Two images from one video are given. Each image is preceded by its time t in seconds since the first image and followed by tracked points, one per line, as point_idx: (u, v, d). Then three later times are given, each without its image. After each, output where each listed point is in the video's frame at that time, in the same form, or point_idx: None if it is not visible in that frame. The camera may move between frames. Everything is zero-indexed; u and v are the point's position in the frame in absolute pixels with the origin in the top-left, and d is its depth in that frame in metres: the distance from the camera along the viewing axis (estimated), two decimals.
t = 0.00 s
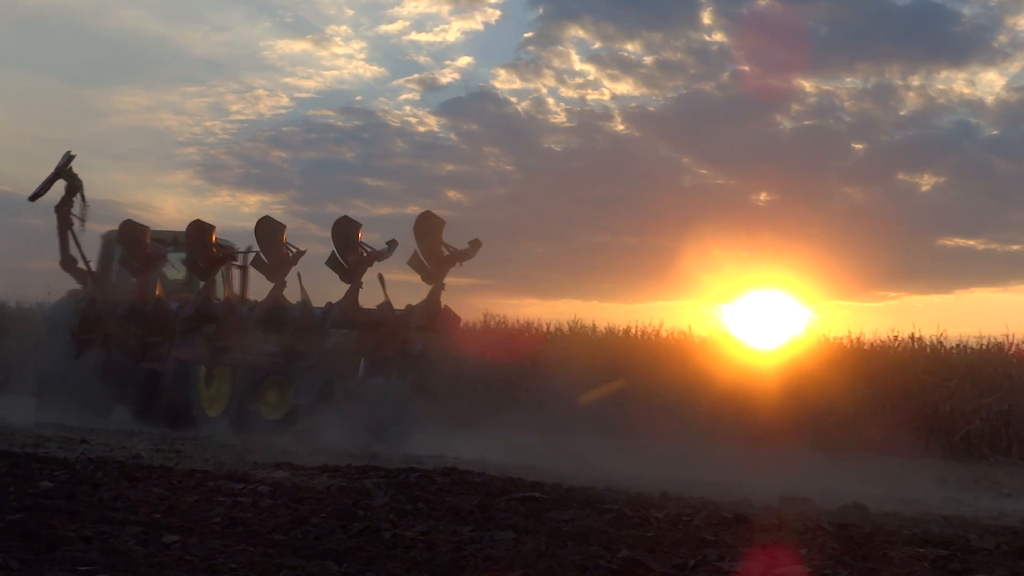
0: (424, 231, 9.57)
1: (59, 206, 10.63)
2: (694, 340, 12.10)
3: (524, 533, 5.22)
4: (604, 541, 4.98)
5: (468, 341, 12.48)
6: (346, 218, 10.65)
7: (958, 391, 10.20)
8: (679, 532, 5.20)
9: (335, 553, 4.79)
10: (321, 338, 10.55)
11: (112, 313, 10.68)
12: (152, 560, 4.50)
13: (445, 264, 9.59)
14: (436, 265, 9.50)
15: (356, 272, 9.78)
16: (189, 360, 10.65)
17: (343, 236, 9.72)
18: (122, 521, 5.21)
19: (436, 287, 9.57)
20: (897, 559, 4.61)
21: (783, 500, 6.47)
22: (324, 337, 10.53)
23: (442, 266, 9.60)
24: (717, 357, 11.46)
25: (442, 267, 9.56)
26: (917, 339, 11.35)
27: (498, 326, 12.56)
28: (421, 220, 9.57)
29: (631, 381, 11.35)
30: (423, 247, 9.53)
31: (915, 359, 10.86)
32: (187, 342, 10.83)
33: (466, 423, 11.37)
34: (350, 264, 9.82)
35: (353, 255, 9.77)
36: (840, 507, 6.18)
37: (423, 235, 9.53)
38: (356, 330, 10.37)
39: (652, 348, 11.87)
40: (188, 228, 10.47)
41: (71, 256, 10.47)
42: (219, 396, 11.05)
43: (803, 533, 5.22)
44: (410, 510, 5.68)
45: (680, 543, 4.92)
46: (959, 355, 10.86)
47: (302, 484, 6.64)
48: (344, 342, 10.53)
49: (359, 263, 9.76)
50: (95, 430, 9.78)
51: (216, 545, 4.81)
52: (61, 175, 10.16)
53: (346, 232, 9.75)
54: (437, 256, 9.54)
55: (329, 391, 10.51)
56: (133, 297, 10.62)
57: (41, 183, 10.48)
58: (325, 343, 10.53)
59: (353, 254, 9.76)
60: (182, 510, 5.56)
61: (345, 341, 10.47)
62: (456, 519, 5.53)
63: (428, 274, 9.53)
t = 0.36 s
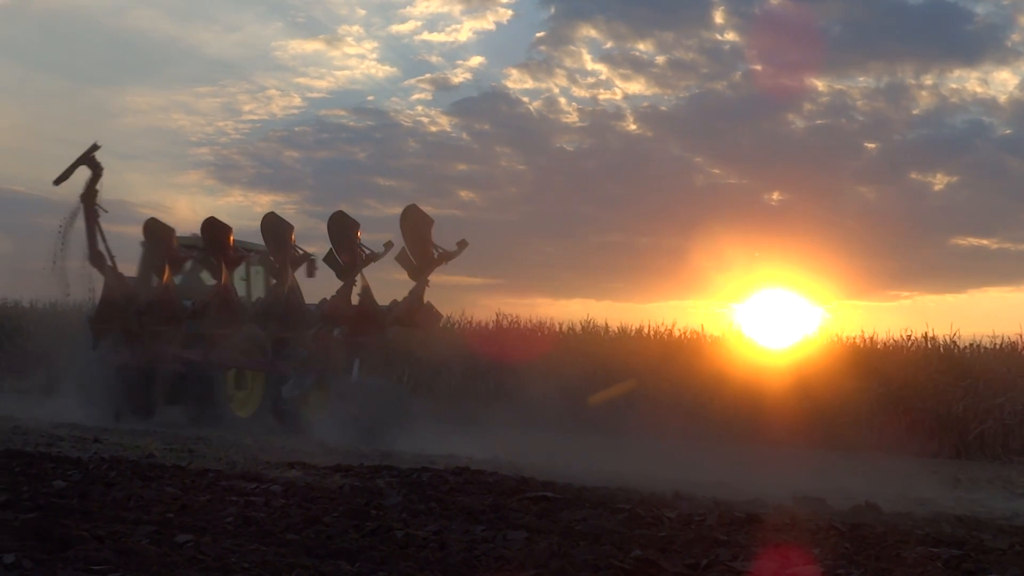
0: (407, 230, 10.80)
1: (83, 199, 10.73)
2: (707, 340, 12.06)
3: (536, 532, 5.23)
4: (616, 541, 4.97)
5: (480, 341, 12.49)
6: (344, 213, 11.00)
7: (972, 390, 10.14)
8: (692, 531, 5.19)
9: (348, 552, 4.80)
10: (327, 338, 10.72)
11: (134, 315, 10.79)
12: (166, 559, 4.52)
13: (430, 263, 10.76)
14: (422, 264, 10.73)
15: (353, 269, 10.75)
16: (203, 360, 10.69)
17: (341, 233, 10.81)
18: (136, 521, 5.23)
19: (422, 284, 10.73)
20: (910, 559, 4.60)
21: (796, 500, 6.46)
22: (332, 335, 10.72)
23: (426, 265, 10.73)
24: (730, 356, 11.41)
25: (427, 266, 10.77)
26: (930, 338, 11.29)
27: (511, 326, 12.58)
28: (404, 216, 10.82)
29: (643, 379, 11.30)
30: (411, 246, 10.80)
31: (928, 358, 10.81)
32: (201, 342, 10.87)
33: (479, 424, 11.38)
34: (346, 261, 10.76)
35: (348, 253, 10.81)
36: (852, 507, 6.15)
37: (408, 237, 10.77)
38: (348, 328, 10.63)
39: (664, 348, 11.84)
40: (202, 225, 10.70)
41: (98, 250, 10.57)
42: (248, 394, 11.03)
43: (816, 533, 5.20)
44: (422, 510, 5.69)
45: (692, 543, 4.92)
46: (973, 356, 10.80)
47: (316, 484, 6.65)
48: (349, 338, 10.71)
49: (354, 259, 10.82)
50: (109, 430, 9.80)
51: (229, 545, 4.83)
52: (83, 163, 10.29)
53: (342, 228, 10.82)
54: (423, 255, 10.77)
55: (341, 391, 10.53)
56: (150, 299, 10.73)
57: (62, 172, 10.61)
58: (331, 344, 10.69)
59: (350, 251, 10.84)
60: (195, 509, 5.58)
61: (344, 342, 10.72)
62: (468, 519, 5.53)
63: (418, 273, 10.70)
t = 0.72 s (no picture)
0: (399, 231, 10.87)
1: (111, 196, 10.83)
2: (713, 340, 12.03)
3: (542, 532, 5.23)
4: (622, 541, 4.97)
5: (485, 341, 12.50)
6: (344, 213, 11.07)
7: (978, 391, 10.12)
8: (698, 531, 5.19)
9: (354, 552, 4.81)
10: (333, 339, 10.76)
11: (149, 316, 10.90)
12: (172, 559, 4.53)
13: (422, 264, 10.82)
14: (413, 264, 10.77)
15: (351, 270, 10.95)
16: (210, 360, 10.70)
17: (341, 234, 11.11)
18: (142, 520, 5.24)
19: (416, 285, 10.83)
20: (916, 558, 4.59)
21: (802, 500, 6.44)
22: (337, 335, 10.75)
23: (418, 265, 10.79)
24: (736, 356, 11.38)
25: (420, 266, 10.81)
26: (936, 338, 11.27)
27: (516, 326, 12.59)
28: (394, 216, 10.85)
29: (650, 380, 11.29)
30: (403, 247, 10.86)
31: (935, 357, 10.79)
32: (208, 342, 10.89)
33: (484, 424, 11.38)
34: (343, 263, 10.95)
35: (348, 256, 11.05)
36: (859, 507, 6.14)
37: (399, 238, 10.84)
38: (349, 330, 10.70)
39: (670, 347, 11.82)
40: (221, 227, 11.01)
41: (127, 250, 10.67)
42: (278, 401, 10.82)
43: (822, 533, 5.19)
44: (428, 510, 5.69)
45: (698, 543, 4.91)
46: (979, 356, 10.77)
47: (322, 484, 6.65)
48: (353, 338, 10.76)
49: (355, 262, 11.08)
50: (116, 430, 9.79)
51: (235, 545, 4.84)
52: (113, 160, 10.39)
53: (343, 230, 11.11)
54: (415, 256, 10.84)
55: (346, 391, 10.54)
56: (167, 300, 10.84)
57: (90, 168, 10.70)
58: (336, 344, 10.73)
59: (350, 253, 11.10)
60: (201, 509, 5.59)
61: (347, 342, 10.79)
62: (474, 518, 5.53)
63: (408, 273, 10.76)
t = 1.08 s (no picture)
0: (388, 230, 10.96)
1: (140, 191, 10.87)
2: (714, 340, 12.02)
3: (543, 532, 5.23)
4: (623, 541, 4.98)
5: (486, 341, 12.50)
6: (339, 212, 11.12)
7: (980, 391, 10.12)
8: (699, 531, 5.19)
9: (355, 552, 4.81)
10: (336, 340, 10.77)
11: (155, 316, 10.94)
12: (172, 559, 4.53)
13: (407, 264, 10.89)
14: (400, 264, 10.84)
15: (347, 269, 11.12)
16: (212, 360, 10.71)
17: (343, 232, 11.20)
18: (143, 520, 5.24)
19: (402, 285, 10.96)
20: (917, 558, 4.59)
21: (803, 499, 6.44)
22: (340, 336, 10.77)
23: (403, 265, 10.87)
24: (737, 356, 11.39)
25: (406, 267, 10.88)
26: (937, 338, 11.27)
27: (517, 326, 12.60)
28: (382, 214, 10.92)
29: (650, 380, 11.28)
30: (389, 246, 10.93)
31: (936, 358, 10.80)
32: (211, 342, 10.91)
33: (484, 424, 11.38)
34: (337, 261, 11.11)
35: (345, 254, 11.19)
36: (860, 508, 6.13)
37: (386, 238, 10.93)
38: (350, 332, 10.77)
39: (672, 348, 11.83)
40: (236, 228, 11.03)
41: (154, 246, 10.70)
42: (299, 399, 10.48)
43: (822, 533, 5.19)
44: (429, 510, 5.69)
45: (699, 543, 4.91)
46: (980, 356, 10.77)
47: (324, 484, 6.65)
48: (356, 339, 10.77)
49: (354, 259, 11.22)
50: (116, 430, 9.79)
51: (235, 544, 4.84)
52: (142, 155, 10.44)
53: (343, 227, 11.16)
54: (402, 255, 10.87)
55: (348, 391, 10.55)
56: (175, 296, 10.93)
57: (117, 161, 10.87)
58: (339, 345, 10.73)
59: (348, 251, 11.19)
60: (202, 509, 5.59)
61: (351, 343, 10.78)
62: (474, 518, 5.53)
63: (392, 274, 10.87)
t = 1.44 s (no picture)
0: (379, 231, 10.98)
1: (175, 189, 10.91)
2: (712, 340, 12.03)
3: (540, 532, 5.23)
4: (620, 541, 4.98)
5: (483, 342, 12.52)
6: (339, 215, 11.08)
7: (977, 392, 10.15)
8: (697, 531, 5.20)
9: (352, 552, 4.81)
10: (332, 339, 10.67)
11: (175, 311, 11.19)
12: (169, 559, 4.53)
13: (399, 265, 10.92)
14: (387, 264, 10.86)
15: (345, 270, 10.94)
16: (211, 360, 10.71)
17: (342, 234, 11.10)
18: (140, 521, 5.23)
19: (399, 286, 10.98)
20: (914, 559, 4.59)
21: (801, 499, 6.45)
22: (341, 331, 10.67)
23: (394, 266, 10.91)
24: (734, 357, 11.40)
25: (395, 268, 10.91)
26: (933, 339, 11.29)
27: (515, 327, 12.61)
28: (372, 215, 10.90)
29: (648, 380, 11.28)
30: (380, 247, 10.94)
31: (933, 359, 10.83)
32: (209, 341, 10.92)
33: (481, 425, 11.40)
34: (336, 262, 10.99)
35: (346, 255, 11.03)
36: (858, 508, 6.15)
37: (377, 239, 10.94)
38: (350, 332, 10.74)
39: (669, 348, 11.84)
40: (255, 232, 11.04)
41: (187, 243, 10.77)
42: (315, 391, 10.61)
43: (820, 533, 5.20)
44: (426, 510, 5.69)
45: (697, 543, 4.91)
46: (978, 357, 10.79)
47: (321, 483, 6.66)
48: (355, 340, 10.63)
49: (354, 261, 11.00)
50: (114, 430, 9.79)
51: (233, 545, 4.83)
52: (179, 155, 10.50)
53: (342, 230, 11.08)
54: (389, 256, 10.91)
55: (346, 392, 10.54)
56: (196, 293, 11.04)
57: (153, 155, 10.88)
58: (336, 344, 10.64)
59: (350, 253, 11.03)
60: (200, 509, 5.59)
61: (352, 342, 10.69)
62: (472, 519, 5.53)
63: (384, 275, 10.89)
